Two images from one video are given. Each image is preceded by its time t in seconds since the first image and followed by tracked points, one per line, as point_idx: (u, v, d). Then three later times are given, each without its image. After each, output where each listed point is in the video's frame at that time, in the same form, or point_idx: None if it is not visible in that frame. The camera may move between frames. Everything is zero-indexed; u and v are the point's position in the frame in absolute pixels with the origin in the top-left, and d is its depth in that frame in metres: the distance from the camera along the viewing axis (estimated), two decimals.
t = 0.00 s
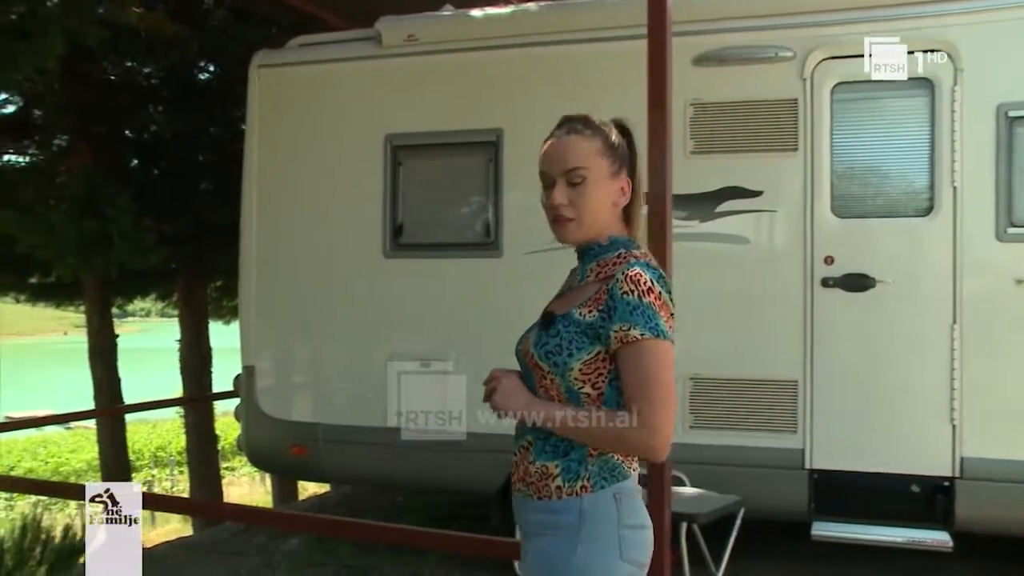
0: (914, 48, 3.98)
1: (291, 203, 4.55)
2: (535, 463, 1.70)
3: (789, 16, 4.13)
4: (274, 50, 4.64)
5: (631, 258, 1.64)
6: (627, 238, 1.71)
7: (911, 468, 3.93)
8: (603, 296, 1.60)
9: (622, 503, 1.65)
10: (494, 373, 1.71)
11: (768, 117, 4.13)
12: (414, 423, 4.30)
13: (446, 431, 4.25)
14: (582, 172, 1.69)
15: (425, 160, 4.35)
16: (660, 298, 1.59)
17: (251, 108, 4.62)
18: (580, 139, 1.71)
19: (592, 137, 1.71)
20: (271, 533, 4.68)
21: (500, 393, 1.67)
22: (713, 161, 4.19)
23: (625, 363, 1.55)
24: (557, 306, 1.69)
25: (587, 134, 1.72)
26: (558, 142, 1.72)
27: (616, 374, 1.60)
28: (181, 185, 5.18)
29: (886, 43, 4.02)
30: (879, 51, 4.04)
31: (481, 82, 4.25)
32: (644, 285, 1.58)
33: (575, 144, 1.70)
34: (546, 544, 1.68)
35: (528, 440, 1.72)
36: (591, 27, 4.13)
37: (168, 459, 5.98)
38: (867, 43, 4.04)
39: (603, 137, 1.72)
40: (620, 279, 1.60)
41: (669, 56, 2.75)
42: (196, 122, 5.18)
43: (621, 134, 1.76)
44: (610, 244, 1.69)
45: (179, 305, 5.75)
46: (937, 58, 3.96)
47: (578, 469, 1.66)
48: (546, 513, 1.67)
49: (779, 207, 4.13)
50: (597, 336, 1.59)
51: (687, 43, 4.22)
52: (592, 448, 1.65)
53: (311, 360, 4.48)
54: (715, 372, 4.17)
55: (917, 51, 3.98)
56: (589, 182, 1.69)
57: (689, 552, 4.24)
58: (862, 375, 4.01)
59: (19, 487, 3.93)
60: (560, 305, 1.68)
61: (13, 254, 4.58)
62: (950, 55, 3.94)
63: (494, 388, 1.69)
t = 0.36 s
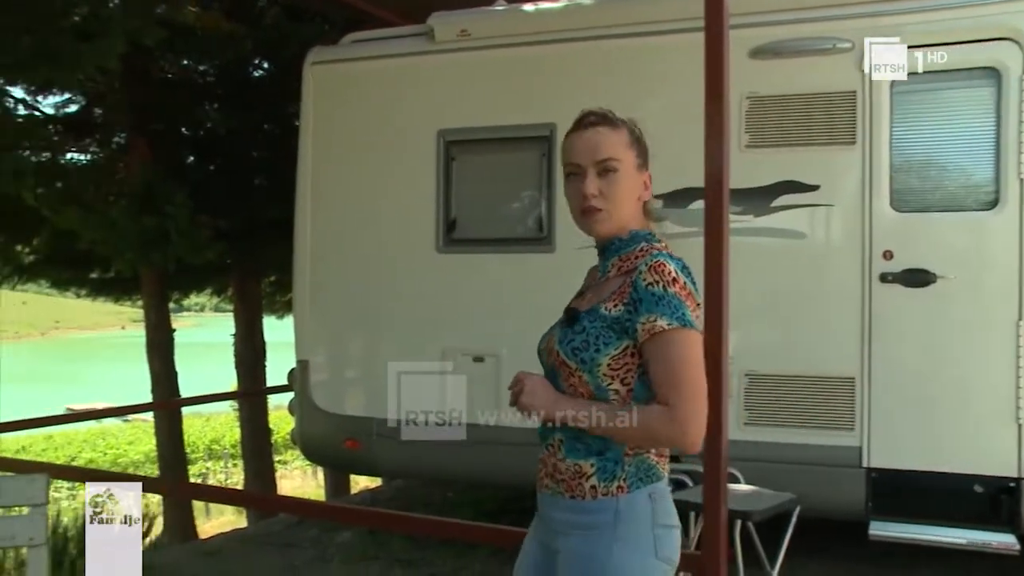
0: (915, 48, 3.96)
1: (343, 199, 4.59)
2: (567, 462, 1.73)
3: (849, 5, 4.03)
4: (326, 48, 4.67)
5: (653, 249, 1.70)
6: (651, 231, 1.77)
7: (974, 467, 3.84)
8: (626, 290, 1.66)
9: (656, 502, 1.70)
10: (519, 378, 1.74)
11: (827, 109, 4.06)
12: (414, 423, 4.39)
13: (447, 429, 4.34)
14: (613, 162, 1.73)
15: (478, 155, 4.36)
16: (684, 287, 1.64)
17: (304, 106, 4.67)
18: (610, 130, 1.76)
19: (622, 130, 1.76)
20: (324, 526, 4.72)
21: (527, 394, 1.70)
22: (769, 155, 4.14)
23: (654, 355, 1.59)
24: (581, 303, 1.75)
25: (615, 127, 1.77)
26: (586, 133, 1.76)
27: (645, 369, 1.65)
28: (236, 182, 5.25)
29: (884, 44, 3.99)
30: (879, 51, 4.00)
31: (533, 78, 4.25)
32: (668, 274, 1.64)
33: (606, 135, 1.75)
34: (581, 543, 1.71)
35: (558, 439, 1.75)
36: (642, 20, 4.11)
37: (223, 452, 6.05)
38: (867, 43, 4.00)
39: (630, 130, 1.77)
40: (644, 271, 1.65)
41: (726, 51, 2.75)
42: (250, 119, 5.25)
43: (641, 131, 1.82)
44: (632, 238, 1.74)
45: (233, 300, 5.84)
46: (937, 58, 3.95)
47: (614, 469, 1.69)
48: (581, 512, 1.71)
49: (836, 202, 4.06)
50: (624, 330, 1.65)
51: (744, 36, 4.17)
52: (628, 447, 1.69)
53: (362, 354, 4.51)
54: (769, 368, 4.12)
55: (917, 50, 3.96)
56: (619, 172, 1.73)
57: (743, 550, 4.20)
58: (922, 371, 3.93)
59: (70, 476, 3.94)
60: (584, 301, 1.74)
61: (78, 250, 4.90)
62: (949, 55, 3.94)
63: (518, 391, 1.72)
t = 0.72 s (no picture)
0: (914, 49, 3.96)
1: (383, 198, 4.63)
2: (610, 463, 1.74)
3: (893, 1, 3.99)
4: (369, 46, 4.71)
5: (676, 245, 1.72)
6: (662, 225, 1.80)
7: None
8: (661, 290, 1.68)
9: (701, 498, 1.75)
10: (552, 385, 1.73)
11: (871, 106, 4.01)
12: (414, 424, 4.46)
13: (447, 429, 4.42)
14: (630, 150, 1.76)
15: (517, 155, 4.38)
16: (718, 282, 1.68)
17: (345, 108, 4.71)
18: (630, 119, 1.79)
19: (641, 120, 1.80)
20: (364, 524, 4.74)
21: (569, 403, 1.69)
22: (812, 153, 4.10)
23: (700, 352, 1.63)
24: (608, 304, 1.75)
25: (635, 117, 1.80)
26: (605, 120, 1.80)
27: (684, 366, 1.68)
28: (277, 182, 5.32)
29: (884, 43, 3.99)
30: (880, 51, 3.99)
31: (568, 78, 4.30)
32: (702, 271, 1.67)
33: (625, 123, 1.78)
34: (628, 541, 1.72)
35: (598, 441, 1.75)
36: (674, 20, 4.16)
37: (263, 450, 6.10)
38: (868, 44, 3.99)
39: (650, 121, 1.81)
40: (676, 269, 1.67)
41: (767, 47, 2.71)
42: (290, 120, 5.31)
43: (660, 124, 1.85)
44: (645, 234, 1.77)
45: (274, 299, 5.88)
46: (936, 58, 3.95)
47: (660, 468, 1.71)
48: (630, 511, 1.72)
49: (880, 201, 4.01)
50: (664, 331, 1.66)
51: (787, 33, 4.13)
52: (672, 446, 1.72)
53: (402, 353, 4.53)
54: (811, 368, 4.07)
55: (917, 51, 3.95)
56: (635, 161, 1.77)
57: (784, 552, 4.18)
58: (969, 373, 3.87)
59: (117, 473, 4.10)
60: (610, 305, 1.74)
61: (123, 250, 5.03)
62: (950, 55, 3.93)
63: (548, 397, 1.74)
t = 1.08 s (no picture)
0: (915, 48, 3.93)
1: (425, 198, 4.66)
2: (625, 460, 1.75)
3: None
4: (412, 47, 4.76)
5: (693, 252, 1.75)
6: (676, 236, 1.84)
7: None
8: (684, 297, 1.71)
9: (712, 487, 1.80)
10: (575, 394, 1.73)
11: (918, 103, 3.95)
12: (413, 424, 4.59)
13: (447, 429, 4.53)
14: (643, 172, 1.77)
15: (560, 154, 4.40)
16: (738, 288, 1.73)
17: (388, 108, 4.76)
18: (639, 138, 1.78)
19: (649, 137, 1.79)
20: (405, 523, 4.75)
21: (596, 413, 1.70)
22: (858, 152, 4.04)
23: (724, 356, 1.67)
24: (624, 313, 1.77)
25: (643, 134, 1.79)
26: (616, 142, 1.78)
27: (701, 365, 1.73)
28: (319, 180, 5.35)
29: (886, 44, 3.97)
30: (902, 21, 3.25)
31: (609, 79, 4.36)
32: (724, 279, 1.71)
33: (635, 143, 1.78)
34: (646, 534, 1.74)
35: (612, 439, 1.76)
36: (711, 19, 4.20)
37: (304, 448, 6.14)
38: (867, 44, 4.00)
39: (658, 135, 1.81)
40: (699, 277, 1.71)
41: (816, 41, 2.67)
42: (333, 120, 5.37)
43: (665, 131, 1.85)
44: (658, 242, 1.79)
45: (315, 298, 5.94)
46: (937, 58, 3.92)
47: (676, 460, 1.75)
48: (648, 503, 1.73)
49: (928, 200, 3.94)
50: (686, 336, 1.70)
51: (833, 31, 4.09)
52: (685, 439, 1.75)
53: (443, 352, 4.55)
54: (857, 369, 4.02)
55: (917, 51, 3.93)
56: (649, 182, 1.77)
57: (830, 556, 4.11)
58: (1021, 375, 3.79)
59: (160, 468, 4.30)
60: (627, 309, 1.76)
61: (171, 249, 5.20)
62: (950, 55, 3.90)
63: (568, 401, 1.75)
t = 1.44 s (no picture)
0: (915, 49, 3.93)
1: (461, 198, 4.67)
2: (601, 457, 1.85)
3: None
4: (451, 46, 4.78)
5: (674, 260, 1.85)
6: (659, 241, 1.94)
7: None
8: (661, 301, 1.81)
9: (684, 488, 1.88)
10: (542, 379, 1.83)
11: (965, 100, 3.89)
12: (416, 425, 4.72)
13: (447, 429, 4.67)
14: (629, 178, 1.87)
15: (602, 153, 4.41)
16: (714, 298, 1.82)
17: (427, 107, 4.78)
18: (624, 147, 1.89)
19: (633, 146, 1.90)
20: (443, 522, 4.77)
21: (566, 401, 1.79)
22: (902, 150, 3.99)
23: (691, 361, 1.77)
24: (605, 312, 1.87)
25: (628, 143, 1.90)
26: (603, 150, 1.89)
27: (674, 370, 1.82)
28: (358, 180, 5.40)
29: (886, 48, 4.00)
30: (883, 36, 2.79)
31: (646, 78, 4.41)
32: (701, 288, 1.81)
33: (620, 152, 1.88)
34: (620, 529, 1.84)
35: (590, 436, 1.87)
36: (751, 16, 4.21)
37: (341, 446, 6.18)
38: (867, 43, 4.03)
39: (642, 145, 1.91)
40: (677, 284, 1.81)
41: (859, 31, 2.61)
42: (372, 120, 5.42)
43: (649, 141, 1.95)
44: (643, 248, 1.89)
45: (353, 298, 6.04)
46: (937, 58, 3.91)
47: (649, 459, 1.84)
48: (622, 500, 1.83)
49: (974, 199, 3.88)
50: (660, 338, 1.79)
51: (877, 27, 4.03)
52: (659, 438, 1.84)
53: (482, 352, 4.55)
54: (900, 370, 3.97)
55: (916, 51, 3.94)
56: (634, 188, 1.88)
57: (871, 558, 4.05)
58: None
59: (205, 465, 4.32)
60: (608, 309, 1.87)
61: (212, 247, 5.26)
62: (949, 56, 3.89)
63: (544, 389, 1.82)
